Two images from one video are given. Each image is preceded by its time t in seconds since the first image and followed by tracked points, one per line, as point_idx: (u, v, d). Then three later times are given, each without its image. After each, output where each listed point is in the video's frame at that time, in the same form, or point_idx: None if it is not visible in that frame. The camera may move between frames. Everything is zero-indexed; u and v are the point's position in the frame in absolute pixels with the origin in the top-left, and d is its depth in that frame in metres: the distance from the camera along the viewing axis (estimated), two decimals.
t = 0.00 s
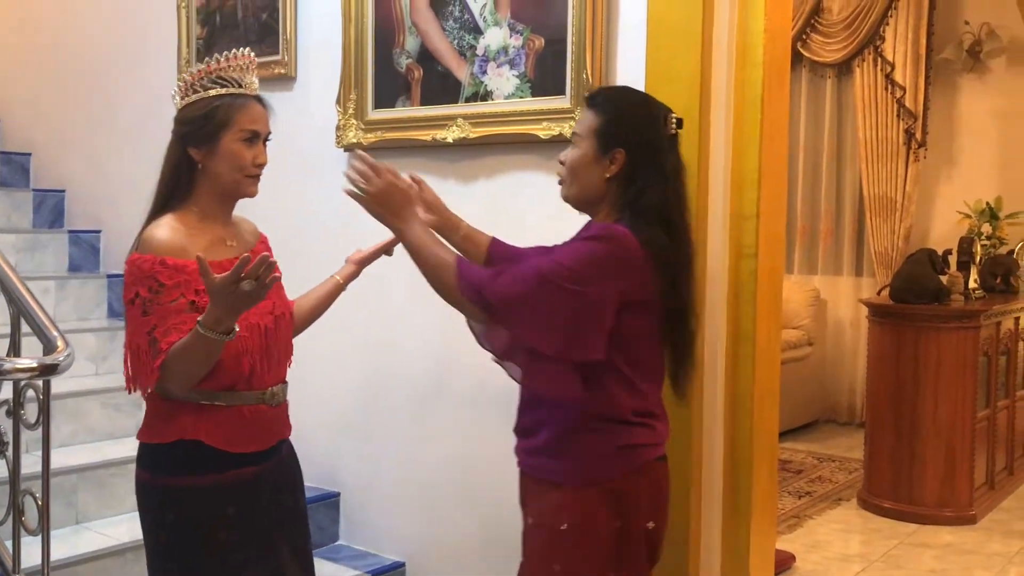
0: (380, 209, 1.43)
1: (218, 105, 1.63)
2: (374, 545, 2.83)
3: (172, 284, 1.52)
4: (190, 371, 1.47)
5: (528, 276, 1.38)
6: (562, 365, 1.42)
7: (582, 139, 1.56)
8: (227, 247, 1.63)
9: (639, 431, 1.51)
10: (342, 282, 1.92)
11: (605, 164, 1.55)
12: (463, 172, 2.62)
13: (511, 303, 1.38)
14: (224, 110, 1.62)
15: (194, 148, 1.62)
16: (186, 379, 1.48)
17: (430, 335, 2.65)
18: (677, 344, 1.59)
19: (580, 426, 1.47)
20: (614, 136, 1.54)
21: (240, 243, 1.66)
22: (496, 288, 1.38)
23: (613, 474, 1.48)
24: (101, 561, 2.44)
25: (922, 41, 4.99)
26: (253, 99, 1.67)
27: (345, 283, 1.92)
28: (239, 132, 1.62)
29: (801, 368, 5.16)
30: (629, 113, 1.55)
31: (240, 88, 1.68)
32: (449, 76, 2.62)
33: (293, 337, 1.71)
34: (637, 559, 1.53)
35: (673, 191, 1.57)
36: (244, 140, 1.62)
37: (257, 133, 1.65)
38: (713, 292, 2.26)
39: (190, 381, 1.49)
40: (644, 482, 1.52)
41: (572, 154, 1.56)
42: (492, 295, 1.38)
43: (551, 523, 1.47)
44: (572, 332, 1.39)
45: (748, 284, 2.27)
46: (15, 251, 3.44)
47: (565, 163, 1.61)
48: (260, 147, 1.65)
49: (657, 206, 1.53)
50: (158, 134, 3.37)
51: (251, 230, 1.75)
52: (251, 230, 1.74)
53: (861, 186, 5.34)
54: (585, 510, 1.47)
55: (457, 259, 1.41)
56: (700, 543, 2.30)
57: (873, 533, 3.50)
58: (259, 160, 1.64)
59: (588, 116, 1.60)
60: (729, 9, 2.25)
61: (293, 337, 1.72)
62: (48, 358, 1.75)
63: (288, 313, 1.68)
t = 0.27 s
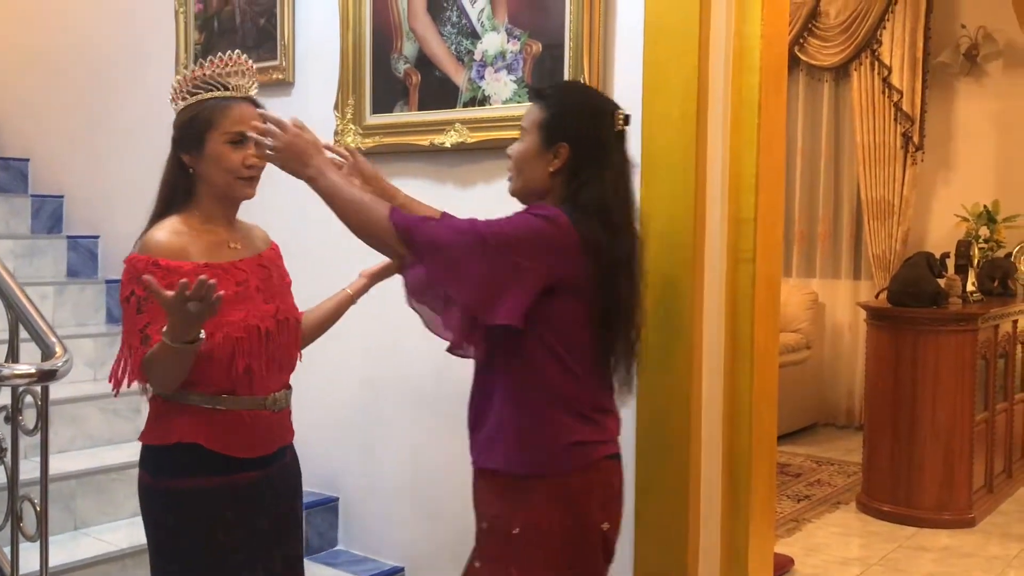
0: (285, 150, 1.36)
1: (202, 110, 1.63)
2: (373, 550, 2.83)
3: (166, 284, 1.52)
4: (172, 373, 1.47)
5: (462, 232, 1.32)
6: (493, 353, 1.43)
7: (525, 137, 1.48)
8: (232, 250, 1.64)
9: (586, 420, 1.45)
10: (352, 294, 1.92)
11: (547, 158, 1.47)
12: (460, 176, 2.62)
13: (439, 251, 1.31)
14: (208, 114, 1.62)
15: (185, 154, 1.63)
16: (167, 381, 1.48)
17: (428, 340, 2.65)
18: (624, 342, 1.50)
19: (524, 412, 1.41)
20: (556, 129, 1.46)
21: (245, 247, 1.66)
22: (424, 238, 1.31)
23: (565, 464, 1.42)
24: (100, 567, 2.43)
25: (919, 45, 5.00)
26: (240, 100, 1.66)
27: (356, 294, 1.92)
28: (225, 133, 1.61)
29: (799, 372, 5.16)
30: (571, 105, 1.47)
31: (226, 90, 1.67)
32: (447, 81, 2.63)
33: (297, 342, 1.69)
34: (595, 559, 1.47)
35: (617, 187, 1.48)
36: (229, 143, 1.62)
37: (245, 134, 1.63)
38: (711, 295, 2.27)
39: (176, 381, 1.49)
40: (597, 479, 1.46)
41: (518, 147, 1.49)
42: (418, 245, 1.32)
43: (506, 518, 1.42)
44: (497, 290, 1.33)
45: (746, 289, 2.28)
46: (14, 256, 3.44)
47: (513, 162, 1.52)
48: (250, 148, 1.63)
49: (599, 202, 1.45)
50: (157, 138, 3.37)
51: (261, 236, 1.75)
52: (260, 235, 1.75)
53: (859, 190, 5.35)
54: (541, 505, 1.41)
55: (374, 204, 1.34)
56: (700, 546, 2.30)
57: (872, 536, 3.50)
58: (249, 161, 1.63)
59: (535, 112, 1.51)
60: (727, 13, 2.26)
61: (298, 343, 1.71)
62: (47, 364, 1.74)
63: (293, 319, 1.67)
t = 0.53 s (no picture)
0: (227, 128, 1.30)
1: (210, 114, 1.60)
2: (371, 553, 2.82)
3: (167, 286, 1.52)
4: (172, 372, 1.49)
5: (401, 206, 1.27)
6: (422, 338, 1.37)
7: (468, 142, 1.39)
8: (240, 251, 1.63)
9: (525, 416, 1.36)
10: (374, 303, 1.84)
11: (489, 162, 1.38)
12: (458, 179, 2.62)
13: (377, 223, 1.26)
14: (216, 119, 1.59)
15: (195, 158, 1.61)
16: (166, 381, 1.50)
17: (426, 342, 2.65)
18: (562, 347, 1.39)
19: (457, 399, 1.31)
20: (497, 131, 1.36)
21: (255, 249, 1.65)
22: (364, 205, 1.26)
23: (500, 457, 1.32)
24: (97, 570, 2.43)
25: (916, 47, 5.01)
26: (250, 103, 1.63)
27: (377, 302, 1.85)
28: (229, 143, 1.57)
29: (797, 374, 5.16)
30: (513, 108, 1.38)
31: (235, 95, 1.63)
32: (444, 83, 2.63)
33: (307, 344, 1.66)
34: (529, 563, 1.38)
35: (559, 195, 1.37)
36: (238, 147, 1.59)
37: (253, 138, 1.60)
38: (710, 298, 2.27)
39: (175, 381, 1.51)
40: (531, 477, 1.37)
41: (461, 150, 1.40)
42: (357, 213, 1.26)
43: (439, 513, 1.32)
44: (430, 267, 1.27)
45: (743, 292, 2.29)
46: (12, 259, 3.44)
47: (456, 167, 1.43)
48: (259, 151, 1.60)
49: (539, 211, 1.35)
50: (155, 141, 3.37)
51: (276, 240, 1.72)
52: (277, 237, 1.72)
53: (857, 192, 5.36)
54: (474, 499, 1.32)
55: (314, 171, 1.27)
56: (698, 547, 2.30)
57: (871, 538, 3.49)
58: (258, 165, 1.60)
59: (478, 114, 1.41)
60: (724, 16, 2.26)
61: (312, 347, 1.68)
62: (45, 367, 1.74)
63: (303, 323, 1.64)
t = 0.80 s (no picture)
0: (206, 124, 1.44)
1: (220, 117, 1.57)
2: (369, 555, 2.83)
3: (169, 286, 1.52)
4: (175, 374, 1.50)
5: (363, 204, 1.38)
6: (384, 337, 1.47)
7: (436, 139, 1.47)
8: (245, 252, 1.62)
9: (479, 413, 1.45)
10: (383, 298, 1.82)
11: (455, 159, 1.46)
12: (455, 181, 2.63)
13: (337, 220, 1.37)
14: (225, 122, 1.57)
15: (203, 159, 1.60)
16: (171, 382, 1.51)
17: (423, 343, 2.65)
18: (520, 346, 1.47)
19: (407, 393, 1.42)
20: (462, 132, 1.44)
21: (260, 250, 1.64)
22: (324, 203, 1.37)
23: (446, 451, 1.42)
24: (94, 572, 2.43)
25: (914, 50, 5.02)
26: (261, 107, 1.60)
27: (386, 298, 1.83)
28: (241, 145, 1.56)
29: (795, 376, 5.16)
30: (480, 109, 1.45)
31: (246, 99, 1.59)
32: (442, 86, 2.63)
33: (315, 345, 1.65)
34: (481, 556, 1.46)
35: (521, 194, 1.45)
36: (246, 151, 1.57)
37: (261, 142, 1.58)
38: (706, 300, 2.28)
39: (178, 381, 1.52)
40: (480, 472, 1.45)
41: (429, 147, 1.48)
42: (318, 210, 1.37)
43: (393, 502, 1.45)
44: (386, 263, 1.37)
45: (740, 294, 2.29)
46: (10, 261, 3.45)
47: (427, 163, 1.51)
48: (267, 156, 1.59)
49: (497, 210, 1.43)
50: (153, 142, 3.37)
51: (283, 244, 1.71)
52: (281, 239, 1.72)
53: (854, 194, 5.36)
54: (420, 493, 1.43)
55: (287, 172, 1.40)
56: (695, 548, 2.30)
57: (868, 540, 3.50)
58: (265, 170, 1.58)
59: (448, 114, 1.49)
60: (720, 19, 2.27)
61: (319, 348, 1.67)
62: (42, 368, 1.74)
63: (308, 324, 1.63)
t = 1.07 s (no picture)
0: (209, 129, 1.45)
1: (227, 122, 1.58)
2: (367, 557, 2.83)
3: (172, 287, 1.53)
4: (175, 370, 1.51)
5: (353, 214, 1.38)
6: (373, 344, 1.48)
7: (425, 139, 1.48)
8: (249, 255, 1.63)
9: (466, 414, 1.46)
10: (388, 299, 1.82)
11: (445, 161, 1.47)
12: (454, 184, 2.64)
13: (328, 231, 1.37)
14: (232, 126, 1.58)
15: (209, 163, 1.61)
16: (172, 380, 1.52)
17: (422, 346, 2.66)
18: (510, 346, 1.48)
19: (394, 394, 1.44)
20: (452, 134, 1.45)
21: (264, 253, 1.65)
22: (314, 215, 1.38)
23: (434, 452, 1.43)
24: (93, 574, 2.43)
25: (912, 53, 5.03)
26: (267, 111, 1.60)
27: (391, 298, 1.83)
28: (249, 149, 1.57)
29: (793, 379, 5.17)
30: (471, 111, 1.46)
31: (252, 103, 1.60)
32: (441, 88, 2.64)
33: (319, 348, 1.65)
34: (470, 555, 1.47)
35: (510, 195, 1.46)
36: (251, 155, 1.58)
37: (266, 146, 1.59)
38: (705, 304, 2.28)
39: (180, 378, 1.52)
40: (469, 471, 1.47)
41: (419, 149, 1.49)
42: (308, 221, 1.38)
43: (382, 501, 1.46)
44: (377, 273, 1.38)
45: (738, 297, 2.29)
46: (10, 262, 3.45)
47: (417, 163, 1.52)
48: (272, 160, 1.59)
49: (488, 211, 1.44)
50: (153, 144, 3.38)
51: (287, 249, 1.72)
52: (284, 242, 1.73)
53: (853, 197, 5.37)
54: (409, 491, 1.44)
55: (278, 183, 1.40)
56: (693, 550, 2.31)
57: (866, 543, 3.50)
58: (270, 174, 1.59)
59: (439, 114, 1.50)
60: (718, 24, 2.28)
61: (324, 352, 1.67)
62: (42, 370, 1.74)
63: (312, 327, 1.63)
